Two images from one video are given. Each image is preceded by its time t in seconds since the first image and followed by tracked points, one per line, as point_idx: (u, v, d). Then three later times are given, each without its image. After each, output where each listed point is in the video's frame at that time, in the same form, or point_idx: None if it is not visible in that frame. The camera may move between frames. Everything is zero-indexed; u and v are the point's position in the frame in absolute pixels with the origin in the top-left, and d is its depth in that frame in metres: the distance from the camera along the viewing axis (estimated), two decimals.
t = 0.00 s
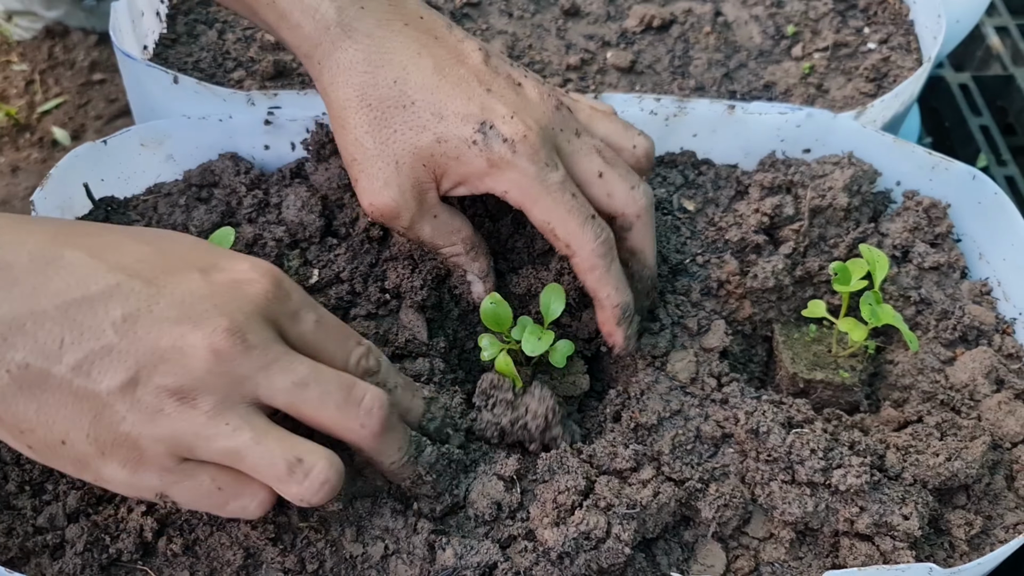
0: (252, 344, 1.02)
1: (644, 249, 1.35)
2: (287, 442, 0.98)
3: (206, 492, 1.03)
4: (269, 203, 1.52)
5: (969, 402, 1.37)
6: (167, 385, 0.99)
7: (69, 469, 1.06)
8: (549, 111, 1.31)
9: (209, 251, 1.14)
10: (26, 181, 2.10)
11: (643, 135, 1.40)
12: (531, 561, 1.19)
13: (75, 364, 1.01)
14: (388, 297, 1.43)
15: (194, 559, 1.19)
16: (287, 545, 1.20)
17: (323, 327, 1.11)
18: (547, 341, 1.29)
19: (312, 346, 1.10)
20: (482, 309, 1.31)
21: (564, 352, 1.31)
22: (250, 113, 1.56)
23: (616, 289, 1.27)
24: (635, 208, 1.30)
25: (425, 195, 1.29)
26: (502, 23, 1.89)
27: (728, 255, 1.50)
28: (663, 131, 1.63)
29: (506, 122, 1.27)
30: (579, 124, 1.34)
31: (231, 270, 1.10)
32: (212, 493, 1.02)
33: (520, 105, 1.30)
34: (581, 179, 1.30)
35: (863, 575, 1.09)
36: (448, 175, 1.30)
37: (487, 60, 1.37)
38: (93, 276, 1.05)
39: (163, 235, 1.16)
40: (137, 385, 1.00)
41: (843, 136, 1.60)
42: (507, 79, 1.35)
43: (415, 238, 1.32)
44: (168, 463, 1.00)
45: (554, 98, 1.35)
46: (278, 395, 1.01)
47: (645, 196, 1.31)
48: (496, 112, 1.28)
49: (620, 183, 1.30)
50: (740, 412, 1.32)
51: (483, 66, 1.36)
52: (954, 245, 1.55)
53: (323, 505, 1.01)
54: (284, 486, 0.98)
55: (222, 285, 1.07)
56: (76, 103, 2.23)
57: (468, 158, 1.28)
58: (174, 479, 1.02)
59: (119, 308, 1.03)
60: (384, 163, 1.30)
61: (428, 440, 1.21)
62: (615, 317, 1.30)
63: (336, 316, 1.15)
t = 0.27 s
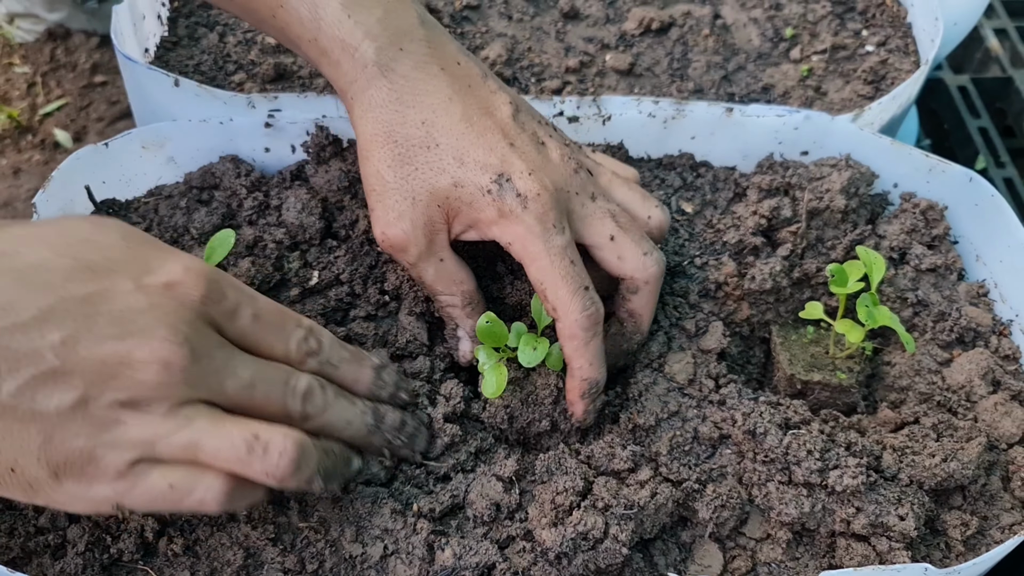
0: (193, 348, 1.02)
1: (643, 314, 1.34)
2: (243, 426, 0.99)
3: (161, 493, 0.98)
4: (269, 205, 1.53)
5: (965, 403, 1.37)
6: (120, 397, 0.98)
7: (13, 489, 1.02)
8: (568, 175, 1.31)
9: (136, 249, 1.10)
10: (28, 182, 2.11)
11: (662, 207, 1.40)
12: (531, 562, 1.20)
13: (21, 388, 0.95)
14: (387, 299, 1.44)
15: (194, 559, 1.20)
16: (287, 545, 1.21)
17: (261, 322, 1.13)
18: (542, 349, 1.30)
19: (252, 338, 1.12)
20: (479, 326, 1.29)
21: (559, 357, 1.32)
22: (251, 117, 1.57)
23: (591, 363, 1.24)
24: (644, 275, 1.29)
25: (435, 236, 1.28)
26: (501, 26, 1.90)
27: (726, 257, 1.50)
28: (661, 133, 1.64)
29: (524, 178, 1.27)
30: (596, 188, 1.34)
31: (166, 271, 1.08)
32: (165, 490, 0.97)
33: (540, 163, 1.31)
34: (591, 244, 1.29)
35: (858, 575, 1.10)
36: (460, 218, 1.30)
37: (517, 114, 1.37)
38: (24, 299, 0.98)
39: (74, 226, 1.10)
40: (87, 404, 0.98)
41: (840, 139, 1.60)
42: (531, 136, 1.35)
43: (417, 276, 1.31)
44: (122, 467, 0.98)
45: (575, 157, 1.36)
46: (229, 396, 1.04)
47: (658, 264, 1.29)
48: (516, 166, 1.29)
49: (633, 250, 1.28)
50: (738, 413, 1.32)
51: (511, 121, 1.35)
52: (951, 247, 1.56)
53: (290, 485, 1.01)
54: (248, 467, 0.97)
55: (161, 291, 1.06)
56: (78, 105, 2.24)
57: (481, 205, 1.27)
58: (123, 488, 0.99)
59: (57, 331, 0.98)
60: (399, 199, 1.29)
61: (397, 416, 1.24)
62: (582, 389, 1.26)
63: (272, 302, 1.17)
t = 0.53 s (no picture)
0: (219, 323, 1.15)
1: (628, 304, 1.35)
2: (268, 395, 1.09)
3: (190, 463, 1.09)
4: (266, 204, 1.53)
5: (963, 402, 1.37)
6: (155, 371, 1.11)
7: (57, 470, 1.13)
8: (571, 158, 1.32)
9: (158, 237, 1.20)
10: (27, 182, 2.11)
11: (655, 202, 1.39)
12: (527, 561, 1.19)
13: (64, 365, 1.08)
14: (384, 297, 1.43)
15: (190, 558, 1.20)
16: (282, 544, 1.21)
17: (276, 297, 1.23)
18: (539, 348, 1.27)
19: (269, 314, 1.22)
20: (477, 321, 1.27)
21: (556, 358, 1.30)
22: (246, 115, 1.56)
23: (591, 343, 1.25)
24: (634, 266, 1.29)
25: (449, 225, 1.29)
26: (499, 25, 1.90)
27: (723, 256, 1.50)
28: (659, 132, 1.63)
29: (528, 161, 1.27)
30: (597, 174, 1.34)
31: (188, 257, 1.19)
32: (194, 461, 1.08)
33: (542, 146, 1.31)
34: (590, 230, 1.29)
35: (856, 573, 1.09)
36: (468, 206, 1.31)
37: (518, 101, 1.38)
38: (58, 284, 1.10)
39: (88, 222, 1.17)
40: (125, 378, 1.10)
41: (838, 137, 1.60)
42: (533, 122, 1.35)
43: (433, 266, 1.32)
44: (155, 439, 1.09)
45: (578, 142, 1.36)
46: (253, 367, 1.16)
47: (648, 257, 1.30)
48: (520, 149, 1.29)
49: (627, 238, 1.29)
50: (735, 412, 1.32)
51: (512, 108, 1.36)
52: (949, 246, 1.56)
53: (314, 448, 1.10)
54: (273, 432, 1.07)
55: (185, 274, 1.17)
56: (77, 105, 2.24)
57: (486, 191, 1.28)
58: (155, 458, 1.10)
59: (95, 312, 1.10)
60: (412, 190, 1.30)
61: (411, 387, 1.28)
62: (580, 369, 1.27)
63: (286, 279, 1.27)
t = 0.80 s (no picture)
0: (288, 348, 1.21)
1: (637, 288, 1.33)
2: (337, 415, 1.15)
3: (252, 477, 1.10)
4: (265, 202, 1.53)
5: (961, 400, 1.37)
6: (228, 386, 1.16)
7: (125, 481, 1.15)
8: (555, 149, 1.31)
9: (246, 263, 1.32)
10: (27, 182, 2.11)
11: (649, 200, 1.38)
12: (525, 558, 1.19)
13: (146, 374, 1.14)
14: (382, 296, 1.43)
15: (187, 555, 1.20)
16: (279, 542, 1.21)
17: (341, 326, 1.28)
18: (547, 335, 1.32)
19: (335, 344, 1.28)
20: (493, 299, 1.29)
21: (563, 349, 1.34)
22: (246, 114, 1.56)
23: (569, 335, 1.21)
24: (638, 247, 1.27)
25: (435, 217, 1.31)
26: (498, 25, 1.90)
27: (722, 255, 1.50)
28: (657, 131, 1.64)
29: (509, 151, 1.28)
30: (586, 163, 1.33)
31: (261, 286, 1.27)
32: (255, 471, 1.10)
33: (526, 138, 1.30)
34: (583, 219, 1.29)
35: (853, 571, 1.09)
36: (452, 196, 1.31)
37: (506, 94, 1.37)
38: (147, 297, 1.19)
39: (171, 253, 1.26)
40: (199, 391, 1.15)
41: (836, 136, 1.60)
42: (520, 114, 1.35)
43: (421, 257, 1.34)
44: (223, 452, 1.12)
45: (566, 135, 1.35)
46: (319, 390, 1.21)
47: (650, 236, 1.28)
48: (501, 140, 1.29)
49: (623, 223, 1.27)
50: (732, 410, 1.32)
51: (499, 100, 1.36)
52: (948, 244, 1.56)
53: (377, 471, 1.13)
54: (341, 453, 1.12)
55: (258, 304, 1.24)
56: (77, 105, 2.24)
57: (466, 180, 1.28)
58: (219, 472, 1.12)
59: (175, 327, 1.18)
60: (397, 180, 1.32)
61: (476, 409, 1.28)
62: (558, 361, 1.24)
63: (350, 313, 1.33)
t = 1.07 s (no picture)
0: (306, 354, 1.22)
1: (631, 302, 1.33)
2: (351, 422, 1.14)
3: (264, 483, 1.09)
4: (264, 203, 1.53)
5: (961, 401, 1.37)
6: (244, 391, 1.17)
7: (140, 483, 1.15)
8: (561, 156, 1.31)
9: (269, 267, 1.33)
10: (27, 183, 2.11)
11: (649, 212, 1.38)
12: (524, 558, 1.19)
13: (163, 375, 1.14)
14: (382, 297, 1.43)
15: (187, 556, 1.20)
16: (278, 542, 1.21)
17: (362, 338, 1.29)
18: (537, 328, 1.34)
19: (358, 355, 1.29)
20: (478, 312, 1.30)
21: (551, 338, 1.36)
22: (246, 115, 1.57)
23: (565, 341, 1.22)
24: (634, 261, 1.28)
25: (438, 220, 1.30)
26: (498, 26, 1.90)
27: (721, 255, 1.50)
28: (656, 131, 1.64)
29: (515, 157, 1.28)
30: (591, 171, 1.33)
31: (283, 293, 1.28)
32: (267, 474, 1.08)
33: (532, 145, 1.30)
34: (584, 227, 1.29)
35: (852, 571, 1.09)
36: (457, 201, 1.31)
37: (512, 101, 1.37)
38: (167, 301, 1.20)
39: (193, 258, 1.27)
40: (216, 394, 1.16)
41: (836, 136, 1.60)
42: (526, 121, 1.35)
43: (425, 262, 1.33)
44: (237, 455, 1.11)
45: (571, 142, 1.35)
46: (338, 399, 1.21)
47: (648, 251, 1.28)
48: (507, 145, 1.29)
49: (624, 233, 1.28)
50: (732, 411, 1.32)
51: (505, 106, 1.36)
52: (947, 245, 1.56)
53: (392, 480, 1.12)
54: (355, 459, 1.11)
55: (280, 308, 1.25)
56: (78, 106, 2.25)
57: (471, 185, 1.28)
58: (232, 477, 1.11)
59: (193, 330, 1.18)
60: (402, 184, 1.32)
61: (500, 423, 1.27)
62: (549, 362, 1.25)
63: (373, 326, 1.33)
